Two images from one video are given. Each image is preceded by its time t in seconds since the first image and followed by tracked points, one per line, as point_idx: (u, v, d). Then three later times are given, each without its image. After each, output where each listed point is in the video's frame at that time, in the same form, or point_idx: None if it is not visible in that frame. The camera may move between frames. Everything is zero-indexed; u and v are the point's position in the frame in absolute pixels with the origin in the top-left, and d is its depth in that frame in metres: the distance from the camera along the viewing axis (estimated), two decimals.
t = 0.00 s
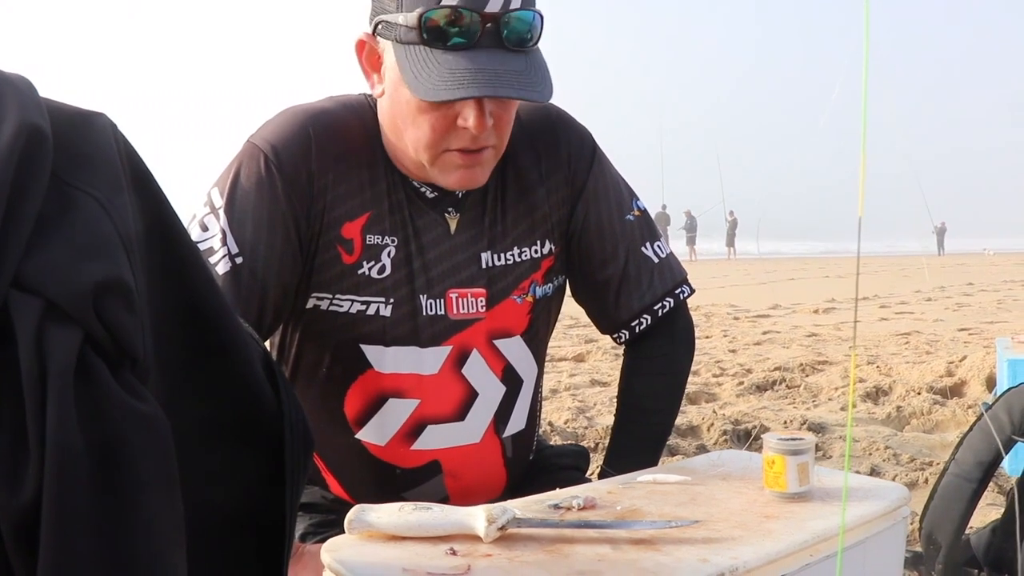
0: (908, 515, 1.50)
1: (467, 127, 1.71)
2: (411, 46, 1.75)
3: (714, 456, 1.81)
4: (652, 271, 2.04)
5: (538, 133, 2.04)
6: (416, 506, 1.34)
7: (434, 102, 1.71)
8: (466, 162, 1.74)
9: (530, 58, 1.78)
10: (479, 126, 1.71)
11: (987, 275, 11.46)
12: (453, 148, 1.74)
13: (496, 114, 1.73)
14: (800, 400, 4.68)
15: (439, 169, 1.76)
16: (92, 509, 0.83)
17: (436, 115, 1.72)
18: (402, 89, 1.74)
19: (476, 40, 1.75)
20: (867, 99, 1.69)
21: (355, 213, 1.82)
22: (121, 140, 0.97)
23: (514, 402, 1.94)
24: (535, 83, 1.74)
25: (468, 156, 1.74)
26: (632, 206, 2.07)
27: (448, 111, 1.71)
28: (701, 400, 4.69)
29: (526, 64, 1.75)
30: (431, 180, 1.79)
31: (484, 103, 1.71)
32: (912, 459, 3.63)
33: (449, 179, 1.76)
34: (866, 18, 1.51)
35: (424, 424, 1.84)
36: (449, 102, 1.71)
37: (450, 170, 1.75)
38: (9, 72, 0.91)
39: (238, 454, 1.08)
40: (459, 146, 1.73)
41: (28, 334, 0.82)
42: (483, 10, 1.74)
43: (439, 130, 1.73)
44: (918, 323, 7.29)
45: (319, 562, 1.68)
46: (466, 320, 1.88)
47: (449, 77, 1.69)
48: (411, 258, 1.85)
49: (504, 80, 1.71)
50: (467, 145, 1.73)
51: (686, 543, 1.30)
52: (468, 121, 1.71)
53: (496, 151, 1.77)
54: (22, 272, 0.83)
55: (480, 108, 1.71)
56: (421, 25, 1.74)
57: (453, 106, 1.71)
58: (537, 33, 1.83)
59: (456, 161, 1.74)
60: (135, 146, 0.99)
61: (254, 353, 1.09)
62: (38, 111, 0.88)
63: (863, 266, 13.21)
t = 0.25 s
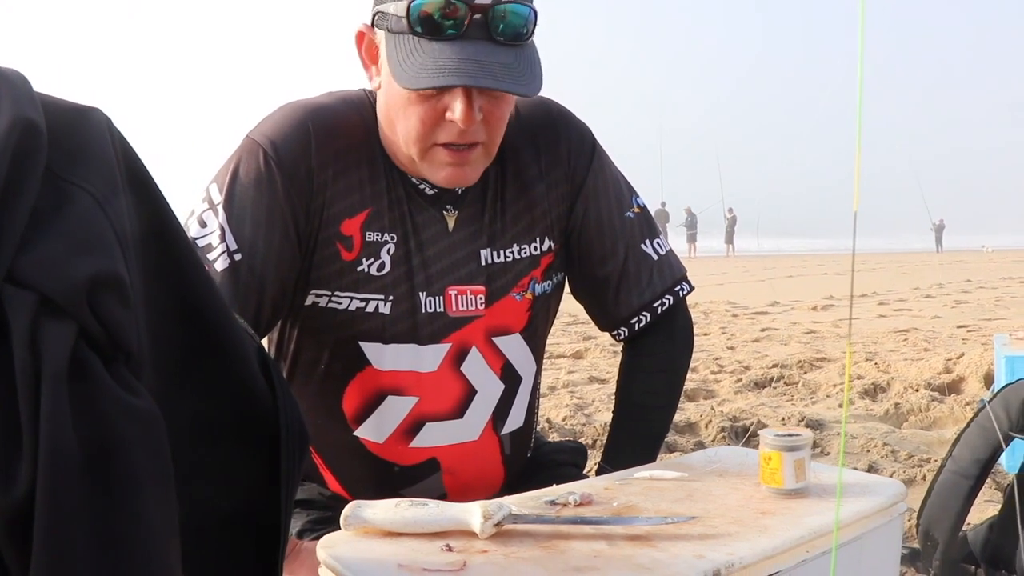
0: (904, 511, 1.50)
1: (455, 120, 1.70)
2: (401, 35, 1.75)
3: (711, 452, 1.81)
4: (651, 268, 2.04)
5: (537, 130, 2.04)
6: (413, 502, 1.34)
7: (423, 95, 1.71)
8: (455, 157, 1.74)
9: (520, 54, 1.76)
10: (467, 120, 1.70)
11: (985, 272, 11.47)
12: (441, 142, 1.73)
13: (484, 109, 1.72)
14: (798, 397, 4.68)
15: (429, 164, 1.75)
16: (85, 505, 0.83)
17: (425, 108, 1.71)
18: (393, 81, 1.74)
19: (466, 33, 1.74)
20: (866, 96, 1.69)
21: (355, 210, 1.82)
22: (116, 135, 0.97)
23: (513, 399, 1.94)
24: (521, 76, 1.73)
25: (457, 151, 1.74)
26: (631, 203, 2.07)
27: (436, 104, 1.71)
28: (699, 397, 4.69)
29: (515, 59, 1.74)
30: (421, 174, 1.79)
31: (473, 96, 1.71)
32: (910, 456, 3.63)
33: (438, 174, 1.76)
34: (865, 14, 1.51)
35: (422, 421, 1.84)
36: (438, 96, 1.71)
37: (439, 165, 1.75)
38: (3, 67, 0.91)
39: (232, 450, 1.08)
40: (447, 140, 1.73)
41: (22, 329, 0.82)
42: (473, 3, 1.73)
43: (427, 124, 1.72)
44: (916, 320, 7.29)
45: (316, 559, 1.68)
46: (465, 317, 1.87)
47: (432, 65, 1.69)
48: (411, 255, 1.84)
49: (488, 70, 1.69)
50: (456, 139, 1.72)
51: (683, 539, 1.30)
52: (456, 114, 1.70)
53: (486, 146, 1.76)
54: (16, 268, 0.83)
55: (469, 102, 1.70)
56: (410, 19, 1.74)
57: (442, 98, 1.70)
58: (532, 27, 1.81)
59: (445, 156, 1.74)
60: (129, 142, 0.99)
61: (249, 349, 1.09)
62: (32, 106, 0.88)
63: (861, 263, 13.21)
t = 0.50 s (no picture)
0: (904, 509, 1.50)
1: (467, 115, 1.70)
2: (406, 35, 1.74)
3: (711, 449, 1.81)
4: (653, 266, 2.04)
5: (540, 127, 2.04)
6: (412, 498, 1.34)
7: (434, 92, 1.70)
8: (467, 153, 1.74)
9: (527, 44, 1.77)
10: (479, 114, 1.70)
11: (988, 271, 11.45)
12: (454, 139, 1.73)
13: (495, 102, 1.72)
14: (800, 396, 4.68)
15: (442, 162, 1.75)
16: (85, 500, 0.83)
17: (437, 105, 1.71)
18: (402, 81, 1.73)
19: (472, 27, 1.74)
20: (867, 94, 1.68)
21: (358, 207, 1.82)
22: (117, 130, 0.97)
23: (514, 398, 1.94)
24: (532, 67, 1.73)
25: (470, 147, 1.73)
26: (633, 201, 2.07)
27: (447, 100, 1.71)
28: (701, 395, 4.69)
29: (523, 49, 1.74)
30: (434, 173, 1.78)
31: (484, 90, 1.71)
32: (912, 455, 3.63)
33: (452, 172, 1.75)
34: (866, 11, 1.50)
35: (423, 418, 1.84)
36: (448, 92, 1.70)
37: (452, 162, 1.74)
38: (4, 62, 0.91)
39: (232, 447, 1.08)
40: (459, 136, 1.73)
41: (23, 323, 0.82)
42: None
43: (440, 121, 1.72)
44: (918, 319, 7.28)
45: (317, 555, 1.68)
46: (466, 314, 1.88)
47: (445, 65, 1.68)
48: (413, 253, 1.84)
49: (499, 65, 1.69)
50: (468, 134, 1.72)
51: (682, 536, 1.30)
52: (469, 110, 1.70)
53: (497, 140, 1.76)
54: (17, 261, 0.83)
55: (480, 96, 1.70)
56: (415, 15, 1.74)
57: (453, 94, 1.70)
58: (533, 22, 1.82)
59: (458, 152, 1.73)
60: (131, 137, 0.99)
61: (250, 345, 1.09)
62: (34, 100, 0.88)
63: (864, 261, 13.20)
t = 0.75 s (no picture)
0: (905, 508, 1.50)
1: (436, 59, 1.74)
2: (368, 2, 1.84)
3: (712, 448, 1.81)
4: (654, 265, 2.04)
5: (540, 126, 2.04)
6: (414, 498, 1.35)
7: (401, 44, 1.76)
8: (445, 101, 1.75)
9: None
10: (447, 57, 1.74)
11: (989, 270, 11.44)
12: (429, 89, 1.75)
13: (465, 49, 1.76)
14: (801, 395, 4.68)
15: (422, 117, 1.76)
16: (85, 500, 0.83)
17: (406, 55, 1.76)
18: (374, 44, 1.80)
19: None
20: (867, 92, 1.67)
21: (359, 206, 1.82)
22: (118, 131, 0.97)
23: (515, 396, 1.94)
24: None
25: (447, 96, 1.75)
26: (635, 199, 2.08)
27: (416, 50, 1.75)
28: (702, 395, 4.69)
29: None
30: (418, 137, 1.79)
31: (451, 37, 1.76)
32: (913, 454, 3.63)
33: (434, 127, 1.76)
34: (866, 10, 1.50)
35: (424, 417, 1.84)
36: (417, 42, 1.76)
37: (432, 114, 1.75)
38: (5, 64, 0.91)
39: (234, 448, 1.08)
40: (434, 85, 1.75)
41: (24, 325, 0.82)
42: None
43: (412, 72, 1.75)
44: (919, 319, 7.28)
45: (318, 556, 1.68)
46: (467, 313, 1.87)
47: None
48: (414, 251, 1.84)
49: None
50: (441, 81, 1.74)
51: (684, 535, 1.30)
52: (436, 54, 1.74)
53: (475, 91, 1.78)
54: (18, 263, 0.83)
55: (446, 41, 1.75)
56: None
57: (420, 44, 1.76)
58: None
59: (436, 102, 1.75)
60: (131, 137, 0.99)
61: (251, 345, 1.09)
62: (34, 101, 0.88)
63: (865, 261, 13.19)
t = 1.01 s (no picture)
0: (904, 503, 1.50)
1: (414, 53, 1.74)
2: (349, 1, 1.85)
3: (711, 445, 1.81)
4: (648, 260, 2.04)
5: (532, 124, 2.04)
6: (412, 496, 1.35)
7: (381, 41, 1.76)
8: (428, 96, 1.75)
9: None
10: (424, 50, 1.74)
11: (987, 267, 11.45)
12: (411, 84, 1.75)
13: (443, 42, 1.76)
14: (800, 392, 4.68)
15: (407, 114, 1.76)
16: (83, 500, 0.83)
17: (386, 52, 1.76)
18: (359, 45, 1.81)
19: None
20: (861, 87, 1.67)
21: (355, 205, 1.82)
22: (114, 131, 0.97)
23: (511, 393, 1.94)
24: None
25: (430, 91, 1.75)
26: (628, 194, 2.08)
27: (395, 45, 1.76)
28: (701, 393, 4.70)
29: None
30: (404, 135, 1.80)
31: (429, 31, 1.75)
32: (912, 450, 3.63)
33: (420, 123, 1.76)
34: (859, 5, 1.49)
35: (422, 414, 1.84)
36: (397, 37, 1.76)
37: (416, 110, 1.75)
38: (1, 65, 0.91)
39: (232, 448, 1.08)
40: (415, 80, 1.75)
41: (21, 325, 0.82)
42: None
43: (393, 68, 1.76)
44: (918, 315, 7.29)
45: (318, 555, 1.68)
46: (462, 311, 1.87)
47: None
48: (409, 249, 1.85)
49: None
50: (421, 75, 1.74)
51: (683, 531, 1.30)
52: (414, 48, 1.74)
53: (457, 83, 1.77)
54: (14, 262, 0.83)
55: (423, 34, 1.74)
56: None
57: (399, 39, 1.76)
58: None
59: (418, 98, 1.75)
60: (127, 137, 1.00)
61: (248, 345, 1.09)
62: (30, 101, 0.88)
63: (863, 258, 13.20)
